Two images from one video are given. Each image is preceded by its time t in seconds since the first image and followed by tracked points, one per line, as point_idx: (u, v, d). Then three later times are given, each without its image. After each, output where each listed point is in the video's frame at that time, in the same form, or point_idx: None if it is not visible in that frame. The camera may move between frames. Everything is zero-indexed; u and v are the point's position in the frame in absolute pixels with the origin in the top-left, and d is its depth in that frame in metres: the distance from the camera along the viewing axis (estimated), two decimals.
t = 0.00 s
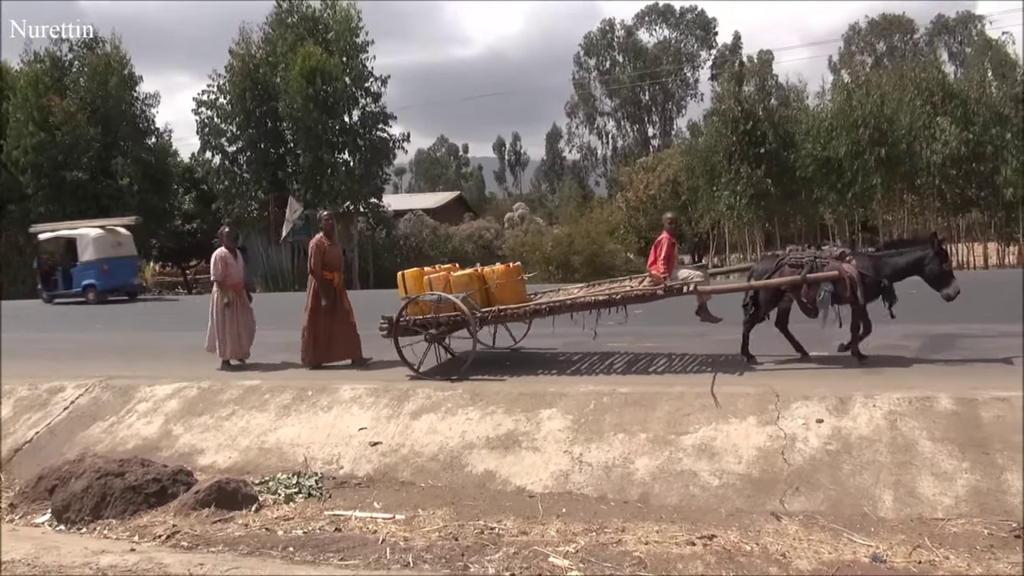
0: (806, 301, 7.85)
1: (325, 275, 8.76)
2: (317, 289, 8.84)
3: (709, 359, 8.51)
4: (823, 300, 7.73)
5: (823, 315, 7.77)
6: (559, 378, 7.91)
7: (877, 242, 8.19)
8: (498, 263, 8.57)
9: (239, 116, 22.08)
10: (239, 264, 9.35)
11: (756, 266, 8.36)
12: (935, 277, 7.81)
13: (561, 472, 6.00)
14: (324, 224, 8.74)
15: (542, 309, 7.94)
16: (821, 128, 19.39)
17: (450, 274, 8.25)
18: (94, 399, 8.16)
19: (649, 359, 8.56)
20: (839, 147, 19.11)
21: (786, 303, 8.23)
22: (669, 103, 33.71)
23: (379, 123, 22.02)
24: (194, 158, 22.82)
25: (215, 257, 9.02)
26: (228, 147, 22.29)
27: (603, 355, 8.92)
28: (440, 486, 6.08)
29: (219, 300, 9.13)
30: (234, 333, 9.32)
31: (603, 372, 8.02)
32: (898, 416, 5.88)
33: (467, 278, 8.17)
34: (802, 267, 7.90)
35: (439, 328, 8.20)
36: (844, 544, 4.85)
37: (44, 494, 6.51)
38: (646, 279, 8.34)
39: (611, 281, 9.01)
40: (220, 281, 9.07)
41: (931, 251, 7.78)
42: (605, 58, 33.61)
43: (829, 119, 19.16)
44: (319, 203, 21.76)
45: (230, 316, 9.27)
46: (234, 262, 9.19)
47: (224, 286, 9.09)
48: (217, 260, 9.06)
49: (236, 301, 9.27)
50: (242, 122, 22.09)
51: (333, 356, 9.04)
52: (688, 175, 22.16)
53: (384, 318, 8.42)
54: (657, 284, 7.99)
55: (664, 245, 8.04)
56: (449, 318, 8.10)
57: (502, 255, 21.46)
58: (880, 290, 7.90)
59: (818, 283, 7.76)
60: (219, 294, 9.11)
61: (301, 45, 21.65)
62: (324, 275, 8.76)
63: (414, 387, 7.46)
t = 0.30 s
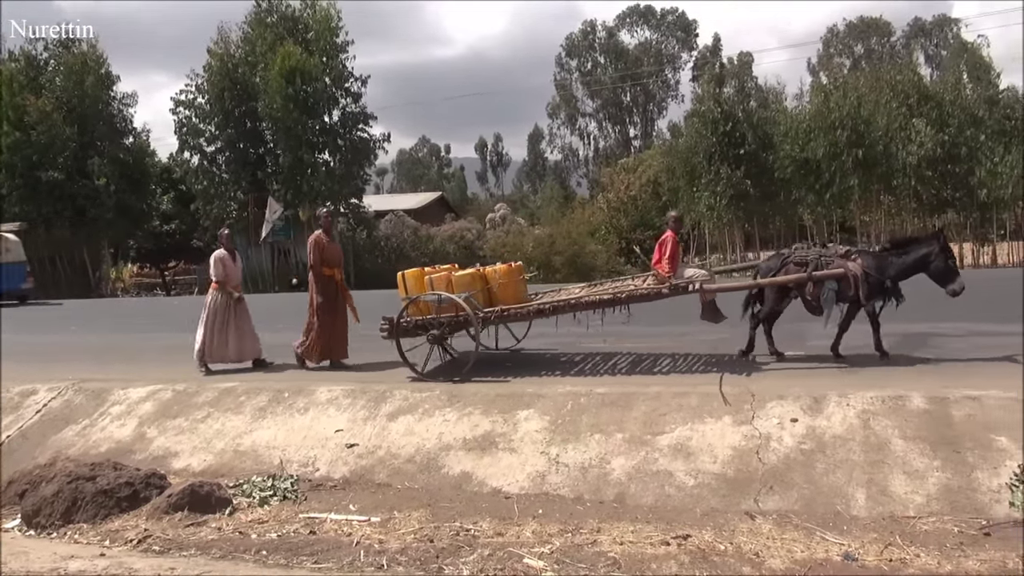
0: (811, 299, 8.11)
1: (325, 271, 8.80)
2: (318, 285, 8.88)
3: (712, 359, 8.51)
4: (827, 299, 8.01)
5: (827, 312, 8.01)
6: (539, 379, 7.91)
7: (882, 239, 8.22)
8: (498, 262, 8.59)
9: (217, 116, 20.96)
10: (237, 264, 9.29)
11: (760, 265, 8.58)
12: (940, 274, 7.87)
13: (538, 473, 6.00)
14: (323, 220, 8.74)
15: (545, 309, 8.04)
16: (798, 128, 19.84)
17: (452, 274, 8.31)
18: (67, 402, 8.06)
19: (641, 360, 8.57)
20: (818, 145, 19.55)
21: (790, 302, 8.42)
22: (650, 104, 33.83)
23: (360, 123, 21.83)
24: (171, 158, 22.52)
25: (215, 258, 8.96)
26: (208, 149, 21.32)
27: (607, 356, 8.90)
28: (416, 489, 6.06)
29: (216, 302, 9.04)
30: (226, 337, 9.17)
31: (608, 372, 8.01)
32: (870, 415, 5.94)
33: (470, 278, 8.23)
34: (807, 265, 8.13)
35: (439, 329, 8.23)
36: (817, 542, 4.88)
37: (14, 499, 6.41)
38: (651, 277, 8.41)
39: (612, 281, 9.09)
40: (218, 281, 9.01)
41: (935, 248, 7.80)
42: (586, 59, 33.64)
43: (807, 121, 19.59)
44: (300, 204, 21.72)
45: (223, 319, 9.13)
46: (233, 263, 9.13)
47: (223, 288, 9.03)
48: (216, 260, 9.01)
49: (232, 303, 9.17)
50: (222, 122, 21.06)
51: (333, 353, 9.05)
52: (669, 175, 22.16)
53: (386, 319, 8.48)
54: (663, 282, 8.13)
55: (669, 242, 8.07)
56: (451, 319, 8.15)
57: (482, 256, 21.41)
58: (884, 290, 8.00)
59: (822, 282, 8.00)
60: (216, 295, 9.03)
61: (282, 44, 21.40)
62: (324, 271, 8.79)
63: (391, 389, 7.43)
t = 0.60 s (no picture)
0: (817, 301, 7.94)
1: (314, 271, 8.69)
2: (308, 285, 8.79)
3: (716, 360, 8.51)
4: (833, 300, 7.82)
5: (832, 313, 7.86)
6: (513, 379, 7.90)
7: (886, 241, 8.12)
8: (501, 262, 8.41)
9: (191, 114, 21.83)
10: (234, 260, 9.19)
11: (766, 266, 8.52)
12: (945, 277, 7.77)
13: (508, 475, 5.99)
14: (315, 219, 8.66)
15: (549, 309, 7.83)
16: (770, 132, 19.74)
17: (454, 273, 8.13)
18: (31, 404, 7.93)
19: (626, 360, 8.59)
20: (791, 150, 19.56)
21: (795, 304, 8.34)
22: (627, 106, 34.01)
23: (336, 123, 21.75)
24: (144, 155, 22.29)
25: (205, 252, 8.83)
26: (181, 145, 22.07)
27: (608, 356, 8.88)
28: (385, 490, 6.03)
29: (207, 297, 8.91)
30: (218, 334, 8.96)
31: (612, 372, 7.97)
32: (837, 416, 6.01)
33: (472, 278, 8.04)
34: (813, 266, 8.01)
35: (442, 330, 8.07)
36: (782, 542, 4.92)
37: None
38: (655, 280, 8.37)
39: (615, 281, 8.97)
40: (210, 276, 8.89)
41: (940, 250, 7.72)
42: (564, 61, 33.66)
43: (781, 124, 19.37)
44: (274, 203, 21.66)
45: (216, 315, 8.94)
46: (227, 258, 9.01)
47: (214, 283, 8.89)
48: (209, 256, 8.92)
49: (226, 300, 9.03)
50: (195, 119, 21.86)
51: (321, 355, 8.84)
52: (646, 178, 22.39)
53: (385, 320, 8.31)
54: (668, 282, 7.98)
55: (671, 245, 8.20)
56: (451, 319, 8.00)
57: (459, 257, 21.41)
58: (890, 292, 7.90)
59: (828, 283, 7.86)
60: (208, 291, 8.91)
61: (257, 42, 21.10)
62: (313, 271, 8.69)
63: (361, 390, 7.39)
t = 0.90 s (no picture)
0: (811, 303, 8.04)
1: (298, 275, 8.61)
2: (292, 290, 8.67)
3: (708, 363, 8.53)
4: (828, 301, 7.96)
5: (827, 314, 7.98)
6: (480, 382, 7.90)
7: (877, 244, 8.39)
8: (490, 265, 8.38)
9: (154, 113, 21.48)
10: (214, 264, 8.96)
11: (758, 266, 8.55)
12: (936, 278, 8.04)
13: (472, 478, 5.98)
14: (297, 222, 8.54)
15: (543, 312, 7.80)
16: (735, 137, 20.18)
17: (445, 275, 8.04)
18: None
19: (600, 363, 8.65)
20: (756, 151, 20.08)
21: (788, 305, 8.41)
22: (596, 109, 34.15)
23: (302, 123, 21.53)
24: (104, 155, 21.90)
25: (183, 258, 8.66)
26: (143, 145, 21.74)
27: (600, 359, 8.89)
28: (348, 495, 5.98)
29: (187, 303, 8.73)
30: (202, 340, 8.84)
31: (605, 375, 7.97)
32: (798, 417, 6.09)
33: (463, 280, 7.97)
34: (807, 268, 8.08)
35: (433, 333, 7.93)
36: (743, 543, 4.97)
37: None
38: (646, 282, 8.33)
39: (605, 284, 8.95)
40: (189, 282, 8.68)
41: (931, 253, 7.99)
42: (532, 63, 33.57)
43: (745, 129, 19.97)
44: (239, 204, 21.27)
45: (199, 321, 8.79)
46: (205, 262, 8.79)
47: (193, 289, 8.68)
48: (187, 261, 8.70)
49: (207, 304, 8.85)
50: (158, 119, 21.49)
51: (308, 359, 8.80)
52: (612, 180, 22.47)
53: (375, 324, 8.16)
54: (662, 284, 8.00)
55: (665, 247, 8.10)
56: (444, 322, 7.87)
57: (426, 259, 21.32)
58: (883, 293, 8.15)
59: (823, 284, 7.95)
60: (187, 297, 8.71)
61: (221, 41, 20.69)
62: (297, 275, 8.61)
63: (325, 394, 7.32)
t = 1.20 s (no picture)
0: (804, 307, 8.02)
1: (280, 277, 8.23)
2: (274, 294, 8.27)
3: (702, 367, 8.59)
4: (821, 306, 7.93)
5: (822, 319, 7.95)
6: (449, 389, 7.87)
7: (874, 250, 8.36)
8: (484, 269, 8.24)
9: (110, 114, 20.96)
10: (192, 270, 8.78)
11: (754, 271, 8.49)
12: (929, 285, 8.04)
13: (436, 485, 5.95)
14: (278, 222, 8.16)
15: (539, 317, 7.69)
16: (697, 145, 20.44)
17: (440, 280, 7.91)
18: None
19: (569, 369, 8.70)
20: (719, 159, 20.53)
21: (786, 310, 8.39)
22: (559, 115, 34.29)
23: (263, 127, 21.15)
24: (58, 157, 21.31)
25: (163, 262, 8.47)
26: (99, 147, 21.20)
27: (594, 364, 8.88)
28: (310, 504, 5.90)
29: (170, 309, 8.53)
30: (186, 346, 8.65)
31: (602, 380, 7.92)
32: (758, 421, 6.19)
33: (457, 285, 7.84)
34: (800, 273, 8.09)
35: (427, 339, 7.86)
36: (705, 546, 5.02)
37: None
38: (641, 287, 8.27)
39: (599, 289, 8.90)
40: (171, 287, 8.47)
41: (925, 261, 8.01)
42: (496, 69, 33.67)
43: (707, 136, 20.26)
44: (198, 207, 21.06)
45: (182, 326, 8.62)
46: (185, 266, 8.61)
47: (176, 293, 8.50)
48: (166, 266, 8.47)
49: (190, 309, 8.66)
50: (114, 120, 20.98)
51: (293, 364, 8.54)
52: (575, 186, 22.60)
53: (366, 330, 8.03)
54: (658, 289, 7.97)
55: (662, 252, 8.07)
56: (439, 327, 7.74)
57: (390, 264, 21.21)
58: (877, 299, 8.11)
59: (816, 289, 7.93)
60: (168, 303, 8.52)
61: (180, 42, 20.35)
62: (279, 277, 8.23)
63: (286, 401, 7.23)
